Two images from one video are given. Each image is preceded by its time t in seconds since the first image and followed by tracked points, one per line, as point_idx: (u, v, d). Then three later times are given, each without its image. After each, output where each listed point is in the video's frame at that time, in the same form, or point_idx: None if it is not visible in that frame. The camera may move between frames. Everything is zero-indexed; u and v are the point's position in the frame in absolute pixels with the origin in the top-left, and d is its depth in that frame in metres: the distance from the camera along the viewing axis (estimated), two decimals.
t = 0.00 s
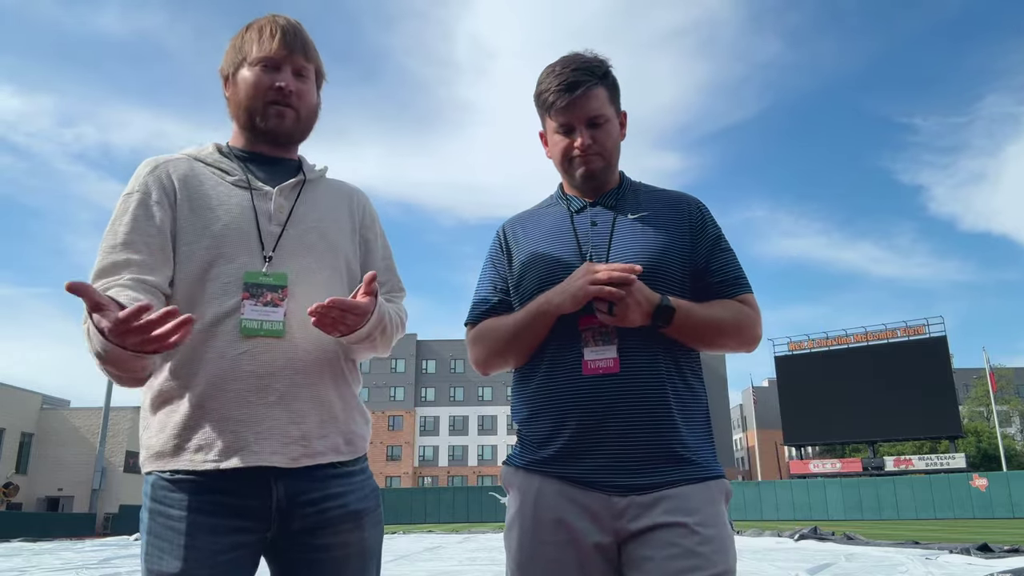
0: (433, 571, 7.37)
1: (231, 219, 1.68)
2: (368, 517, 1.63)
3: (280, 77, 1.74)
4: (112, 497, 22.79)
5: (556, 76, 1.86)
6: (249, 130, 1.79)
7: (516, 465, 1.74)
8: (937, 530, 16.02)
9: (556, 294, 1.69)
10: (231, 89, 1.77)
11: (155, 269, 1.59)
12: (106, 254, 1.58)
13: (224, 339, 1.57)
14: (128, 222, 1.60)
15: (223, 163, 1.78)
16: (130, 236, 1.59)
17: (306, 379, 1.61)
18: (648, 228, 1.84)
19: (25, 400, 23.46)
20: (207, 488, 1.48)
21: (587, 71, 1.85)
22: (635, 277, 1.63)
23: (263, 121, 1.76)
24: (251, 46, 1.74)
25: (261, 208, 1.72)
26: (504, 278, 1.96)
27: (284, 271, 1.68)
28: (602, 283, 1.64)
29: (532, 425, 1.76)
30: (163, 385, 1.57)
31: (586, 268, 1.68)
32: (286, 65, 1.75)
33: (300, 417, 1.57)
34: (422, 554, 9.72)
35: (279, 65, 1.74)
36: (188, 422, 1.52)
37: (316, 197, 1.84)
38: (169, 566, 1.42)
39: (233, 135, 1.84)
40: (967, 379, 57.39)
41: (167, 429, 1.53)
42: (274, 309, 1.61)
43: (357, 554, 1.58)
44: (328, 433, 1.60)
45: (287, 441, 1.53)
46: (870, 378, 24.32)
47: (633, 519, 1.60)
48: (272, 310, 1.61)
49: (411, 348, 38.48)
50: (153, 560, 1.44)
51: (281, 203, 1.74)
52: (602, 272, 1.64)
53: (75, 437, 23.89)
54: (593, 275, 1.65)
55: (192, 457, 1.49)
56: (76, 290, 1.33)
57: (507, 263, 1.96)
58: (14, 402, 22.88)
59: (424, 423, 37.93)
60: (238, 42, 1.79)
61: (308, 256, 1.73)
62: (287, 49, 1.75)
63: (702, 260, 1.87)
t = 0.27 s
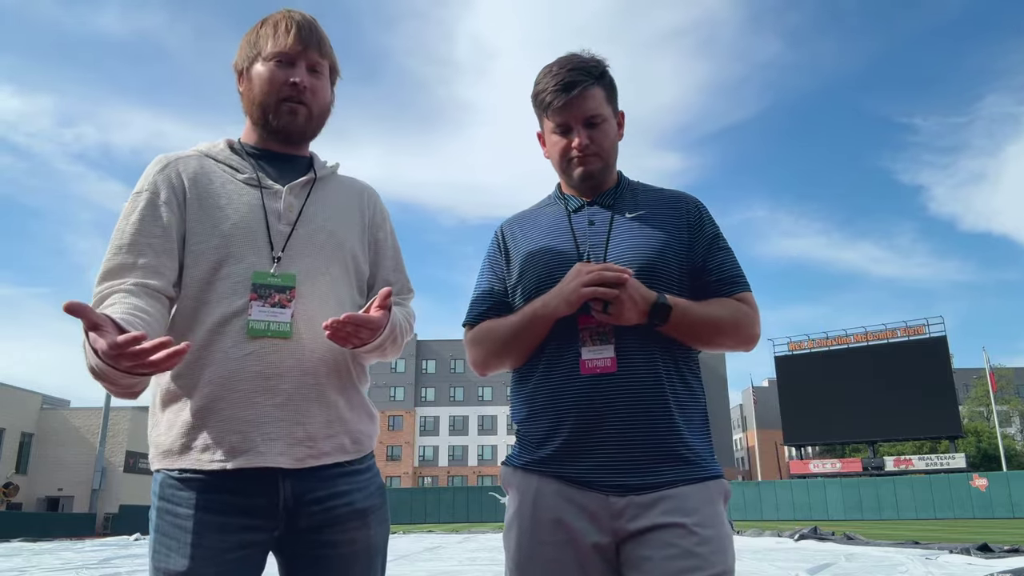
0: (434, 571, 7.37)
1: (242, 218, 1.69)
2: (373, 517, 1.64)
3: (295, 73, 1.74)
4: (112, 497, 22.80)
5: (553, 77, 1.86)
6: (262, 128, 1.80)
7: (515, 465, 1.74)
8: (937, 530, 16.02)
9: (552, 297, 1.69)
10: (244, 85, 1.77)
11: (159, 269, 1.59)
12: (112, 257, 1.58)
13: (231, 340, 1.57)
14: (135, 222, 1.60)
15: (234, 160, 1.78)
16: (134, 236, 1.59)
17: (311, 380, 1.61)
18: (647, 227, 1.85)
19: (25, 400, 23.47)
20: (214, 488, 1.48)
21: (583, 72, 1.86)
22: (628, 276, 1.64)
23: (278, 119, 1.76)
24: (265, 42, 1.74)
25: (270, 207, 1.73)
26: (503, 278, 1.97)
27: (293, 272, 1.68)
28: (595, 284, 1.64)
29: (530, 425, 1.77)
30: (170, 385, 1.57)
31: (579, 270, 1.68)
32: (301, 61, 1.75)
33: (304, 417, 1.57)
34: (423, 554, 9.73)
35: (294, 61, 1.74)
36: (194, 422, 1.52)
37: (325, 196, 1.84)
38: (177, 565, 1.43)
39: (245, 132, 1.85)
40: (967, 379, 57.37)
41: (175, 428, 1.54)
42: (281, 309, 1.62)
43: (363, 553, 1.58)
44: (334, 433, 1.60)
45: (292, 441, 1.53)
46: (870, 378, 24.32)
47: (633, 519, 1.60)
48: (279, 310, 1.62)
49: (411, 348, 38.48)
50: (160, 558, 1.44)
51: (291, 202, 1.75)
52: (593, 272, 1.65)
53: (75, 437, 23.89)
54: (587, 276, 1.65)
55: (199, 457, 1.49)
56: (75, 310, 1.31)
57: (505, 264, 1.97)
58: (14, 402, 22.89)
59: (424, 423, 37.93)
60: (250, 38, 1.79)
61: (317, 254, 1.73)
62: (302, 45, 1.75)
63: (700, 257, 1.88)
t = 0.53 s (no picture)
0: (434, 571, 7.38)
1: (250, 220, 1.70)
2: (377, 518, 1.64)
3: (305, 78, 1.76)
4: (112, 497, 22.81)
5: (550, 78, 1.87)
6: (268, 131, 1.81)
7: (512, 465, 1.75)
8: (937, 530, 16.02)
9: (550, 298, 1.69)
10: (253, 88, 1.77)
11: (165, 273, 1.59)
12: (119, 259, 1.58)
13: (240, 342, 1.58)
14: (143, 224, 1.60)
15: (241, 163, 1.79)
16: (142, 238, 1.59)
17: (316, 381, 1.61)
18: (645, 228, 1.85)
19: (25, 400, 23.47)
20: (221, 488, 1.48)
21: (579, 72, 1.86)
22: (625, 276, 1.64)
23: (288, 122, 1.77)
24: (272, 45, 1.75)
25: (277, 211, 1.74)
26: (500, 279, 1.97)
27: (300, 276, 1.69)
28: (592, 283, 1.64)
29: (527, 425, 1.77)
30: (176, 386, 1.57)
31: (575, 269, 1.68)
32: (310, 65, 1.76)
33: (310, 419, 1.57)
34: (423, 554, 9.73)
35: (303, 65, 1.76)
36: (201, 423, 1.52)
37: (331, 199, 1.85)
38: (183, 565, 1.42)
39: (252, 135, 1.86)
40: (967, 379, 57.34)
41: (182, 429, 1.53)
42: (289, 313, 1.63)
43: (365, 555, 1.58)
44: (339, 436, 1.61)
45: (299, 444, 1.53)
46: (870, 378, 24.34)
47: (630, 519, 1.60)
48: (287, 314, 1.62)
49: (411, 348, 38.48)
50: (165, 558, 1.43)
51: (298, 206, 1.76)
52: (591, 271, 1.65)
53: (75, 437, 23.90)
54: (584, 275, 1.65)
55: (208, 459, 1.48)
56: (93, 312, 1.32)
57: (502, 264, 1.97)
58: (14, 402, 22.90)
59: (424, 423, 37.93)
60: (256, 42, 1.80)
61: (324, 257, 1.74)
62: (310, 49, 1.76)
63: (697, 258, 1.88)
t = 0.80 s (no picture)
0: (434, 570, 7.39)
1: (256, 223, 1.71)
2: (377, 520, 1.64)
3: (313, 84, 1.75)
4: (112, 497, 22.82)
5: (550, 78, 1.87)
6: (274, 136, 1.81)
7: (509, 465, 1.75)
8: (937, 531, 16.02)
9: (552, 297, 1.69)
10: (260, 93, 1.77)
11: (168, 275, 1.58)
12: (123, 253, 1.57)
13: (245, 343, 1.58)
14: (148, 221, 1.59)
15: (247, 165, 1.79)
16: (146, 237, 1.59)
17: (320, 382, 1.61)
18: (645, 229, 1.86)
19: (25, 400, 23.47)
20: (226, 490, 1.48)
21: (580, 73, 1.86)
22: (626, 277, 1.64)
23: (296, 128, 1.77)
24: (279, 49, 1.75)
25: (283, 214, 1.75)
26: (499, 280, 1.97)
27: (306, 280, 1.70)
28: (595, 283, 1.64)
29: (524, 425, 1.78)
30: (180, 386, 1.57)
31: (577, 268, 1.69)
32: (317, 71, 1.76)
33: (315, 420, 1.58)
34: (423, 554, 9.74)
35: (310, 72, 1.75)
36: (207, 423, 1.52)
37: (334, 204, 1.86)
38: (187, 565, 1.42)
39: (257, 137, 1.85)
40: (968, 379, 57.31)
41: (186, 429, 1.54)
42: (294, 316, 1.63)
43: (365, 556, 1.59)
44: (343, 438, 1.61)
45: (304, 444, 1.54)
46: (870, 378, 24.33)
47: (627, 519, 1.61)
48: (293, 317, 1.62)
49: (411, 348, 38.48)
50: (169, 558, 1.44)
51: (303, 209, 1.77)
52: (593, 272, 1.65)
53: (75, 437, 23.90)
54: (585, 275, 1.65)
55: (213, 459, 1.48)
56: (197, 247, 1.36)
57: (501, 265, 1.97)
58: (14, 402, 22.90)
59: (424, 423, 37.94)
60: (261, 45, 1.79)
61: (329, 262, 1.75)
62: (318, 56, 1.75)
63: (697, 261, 1.89)
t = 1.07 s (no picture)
0: (434, 570, 7.39)
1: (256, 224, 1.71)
2: (377, 519, 1.65)
3: (314, 90, 1.75)
4: (112, 497, 22.86)
5: (551, 80, 1.87)
6: (274, 139, 1.81)
7: (509, 466, 1.75)
8: (936, 530, 16.02)
9: (551, 296, 1.70)
10: (262, 97, 1.77)
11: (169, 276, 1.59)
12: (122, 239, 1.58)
13: (245, 343, 1.58)
14: (147, 214, 1.61)
15: (248, 166, 1.79)
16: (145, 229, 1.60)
17: (318, 381, 1.62)
18: (644, 231, 1.86)
19: (25, 400, 23.47)
20: (225, 489, 1.48)
21: (580, 75, 1.87)
22: (627, 279, 1.64)
23: (297, 132, 1.77)
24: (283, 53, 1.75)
25: (282, 216, 1.76)
26: (498, 281, 1.97)
27: (305, 281, 1.70)
28: (593, 286, 1.64)
29: (523, 426, 1.78)
30: (180, 382, 1.58)
31: (579, 270, 1.69)
32: (319, 78, 1.76)
33: (313, 419, 1.58)
34: (423, 554, 9.75)
35: (312, 78, 1.75)
36: (209, 421, 1.53)
37: (333, 206, 1.87)
38: (187, 563, 1.42)
39: (258, 140, 1.85)
40: (968, 380, 57.25)
41: (186, 429, 1.54)
42: (294, 316, 1.63)
43: (363, 558, 1.59)
44: (341, 437, 1.62)
45: (302, 444, 1.54)
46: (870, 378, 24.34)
47: (626, 519, 1.61)
48: (293, 317, 1.63)
49: (411, 348, 38.48)
50: (169, 556, 1.44)
51: (301, 211, 1.78)
52: (594, 275, 1.64)
53: (75, 437, 23.90)
54: (586, 276, 1.65)
55: (213, 457, 1.49)
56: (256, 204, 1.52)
57: (501, 267, 1.97)
58: (14, 402, 22.91)
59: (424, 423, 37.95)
60: (266, 50, 1.80)
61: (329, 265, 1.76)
62: (320, 62, 1.75)
63: (696, 262, 1.89)
